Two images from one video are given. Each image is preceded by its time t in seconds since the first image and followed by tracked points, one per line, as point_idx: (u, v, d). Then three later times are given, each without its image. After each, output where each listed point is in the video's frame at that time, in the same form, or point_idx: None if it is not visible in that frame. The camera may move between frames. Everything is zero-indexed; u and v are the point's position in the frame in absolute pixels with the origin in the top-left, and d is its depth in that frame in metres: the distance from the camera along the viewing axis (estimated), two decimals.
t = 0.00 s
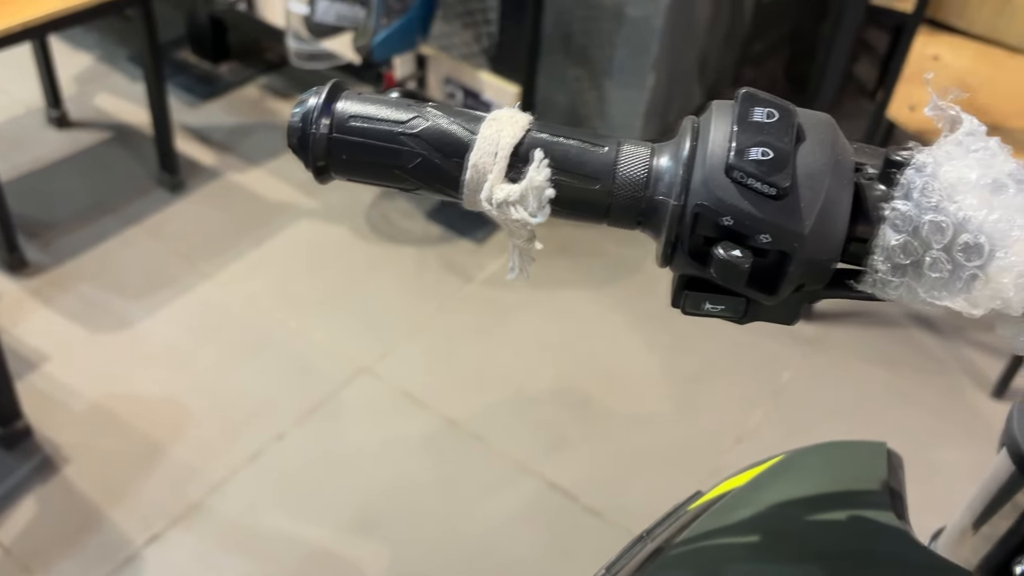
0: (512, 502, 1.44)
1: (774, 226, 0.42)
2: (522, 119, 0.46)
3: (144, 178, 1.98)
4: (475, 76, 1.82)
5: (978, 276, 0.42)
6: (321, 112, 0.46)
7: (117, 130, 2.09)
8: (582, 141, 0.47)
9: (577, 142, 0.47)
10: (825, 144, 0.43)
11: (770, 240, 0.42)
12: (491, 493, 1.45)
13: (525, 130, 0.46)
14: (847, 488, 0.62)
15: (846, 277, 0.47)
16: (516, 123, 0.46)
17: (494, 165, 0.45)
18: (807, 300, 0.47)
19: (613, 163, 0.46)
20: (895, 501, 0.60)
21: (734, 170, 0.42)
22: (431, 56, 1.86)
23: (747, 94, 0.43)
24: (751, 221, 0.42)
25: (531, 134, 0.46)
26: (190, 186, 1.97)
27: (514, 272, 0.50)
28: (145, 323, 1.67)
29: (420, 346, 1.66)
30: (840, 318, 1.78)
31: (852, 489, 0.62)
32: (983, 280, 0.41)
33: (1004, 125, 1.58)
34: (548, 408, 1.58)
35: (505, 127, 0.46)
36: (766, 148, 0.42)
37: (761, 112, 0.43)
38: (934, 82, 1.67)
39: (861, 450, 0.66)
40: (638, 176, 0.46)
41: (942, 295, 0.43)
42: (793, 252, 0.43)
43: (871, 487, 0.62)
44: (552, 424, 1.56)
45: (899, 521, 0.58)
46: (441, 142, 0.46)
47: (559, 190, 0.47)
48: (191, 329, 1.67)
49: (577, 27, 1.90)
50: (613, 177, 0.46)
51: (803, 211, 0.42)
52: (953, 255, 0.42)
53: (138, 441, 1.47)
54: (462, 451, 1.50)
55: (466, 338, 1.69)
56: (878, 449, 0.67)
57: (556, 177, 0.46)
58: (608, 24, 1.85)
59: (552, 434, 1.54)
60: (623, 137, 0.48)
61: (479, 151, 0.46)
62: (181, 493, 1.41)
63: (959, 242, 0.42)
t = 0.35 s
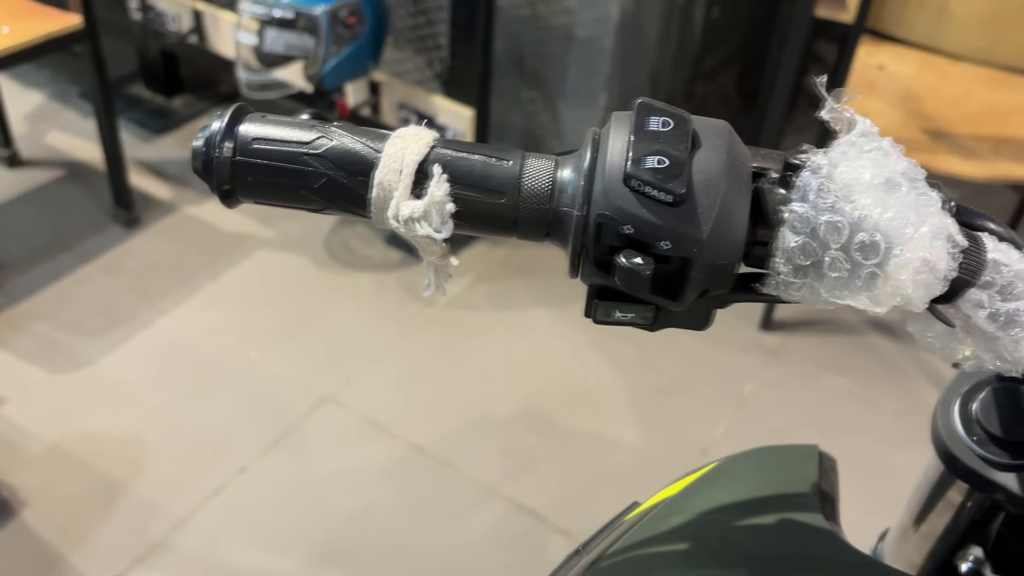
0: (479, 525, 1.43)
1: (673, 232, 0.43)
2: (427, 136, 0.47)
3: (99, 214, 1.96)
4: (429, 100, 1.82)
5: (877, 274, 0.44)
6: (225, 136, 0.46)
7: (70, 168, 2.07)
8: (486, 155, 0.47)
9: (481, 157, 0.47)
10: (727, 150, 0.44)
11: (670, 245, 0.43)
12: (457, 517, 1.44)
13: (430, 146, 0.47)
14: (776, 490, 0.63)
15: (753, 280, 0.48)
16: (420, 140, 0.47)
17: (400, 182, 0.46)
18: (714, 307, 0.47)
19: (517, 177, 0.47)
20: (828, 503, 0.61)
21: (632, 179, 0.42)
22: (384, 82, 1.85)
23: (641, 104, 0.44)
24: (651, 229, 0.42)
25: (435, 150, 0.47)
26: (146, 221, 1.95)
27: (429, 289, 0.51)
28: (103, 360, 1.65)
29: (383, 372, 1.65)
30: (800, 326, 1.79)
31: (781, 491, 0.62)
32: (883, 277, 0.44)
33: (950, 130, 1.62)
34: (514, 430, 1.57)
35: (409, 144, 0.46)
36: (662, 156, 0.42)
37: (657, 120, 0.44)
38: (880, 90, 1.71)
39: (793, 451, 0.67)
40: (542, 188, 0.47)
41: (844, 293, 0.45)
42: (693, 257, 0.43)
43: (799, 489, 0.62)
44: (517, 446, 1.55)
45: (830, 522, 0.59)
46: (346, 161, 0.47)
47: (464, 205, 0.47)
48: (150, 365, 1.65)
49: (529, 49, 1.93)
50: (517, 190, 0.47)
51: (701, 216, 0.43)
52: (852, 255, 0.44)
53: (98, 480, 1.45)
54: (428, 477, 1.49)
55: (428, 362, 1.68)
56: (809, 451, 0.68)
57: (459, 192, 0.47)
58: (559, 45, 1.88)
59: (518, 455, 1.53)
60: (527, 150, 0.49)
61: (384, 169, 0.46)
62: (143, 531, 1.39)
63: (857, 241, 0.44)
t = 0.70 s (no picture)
0: (438, 543, 1.43)
1: (526, 257, 0.40)
2: (288, 168, 0.46)
3: (47, 246, 1.94)
4: (376, 120, 1.82)
5: (722, 289, 0.42)
6: (87, 176, 0.45)
7: (16, 201, 2.04)
8: (346, 185, 0.46)
9: (340, 188, 0.46)
10: (569, 171, 0.41)
11: (524, 271, 0.41)
12: (414, 537, 1.44)
13: (290, 179, 0.46)
14: (672, 499, 0.64)
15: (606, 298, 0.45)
16: (282, 172, 0.46)
17: (260, 215, 0.45)
18: (578, 322, 0.45)
19: (377, 206, 0.45)
20: (718, 512, 0.62)
21: (482, 206, 0.40)
22: (330, 104, 1.86)
23: (490, 130, 0.41)
24: (505, 255, 0.40)
25: (294, 183, 0.46)
26: (95, 252, 1.94)
27: (307, 318, 0.50)
28: (53, 394, 1.63)
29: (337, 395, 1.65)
30: (750, 331, 1.81)
31: (676, 500, 0.63)
32: (726, 291, 0.42)
33: (887, 133, 1.64)
34: (469, 445, 1.58)
35: (270, 177, 0.46)
36: (509, 182, 0.40)
37: (505, 146, 0.41)
38: (819, 95, 1.73)
39: (690, 458, 0.68)
40: (401, 216, 0.45)
41: (692, 310, 0.43)
42: (545, 281, 0.41)
43: (694, 497, 0.63)
44: (473, 462, 1.55)
45: (718, 531, 0.60)
46: (208, 198, 0.46)
47: (326, 236, 0.46)
48: (100, 396, 1.63)
49: (473, 67, 1.95)
50: (378, 220, 0.45)
51: (550, 240, 0.40)
52: (695, 271, 0.42)
53: (49, 516, 1.43)
54: (385, 498, 1.49)
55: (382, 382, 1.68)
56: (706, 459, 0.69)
57: (316, 223, 0.46)
58: (504, 62, 1.90)
59: (474, 470, 1.54)
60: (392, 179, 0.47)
61: (245, 203, 0.45)
62: (96, 566, 1.37)
63: (699, 258, 0.42)
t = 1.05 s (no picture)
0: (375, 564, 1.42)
1: (297, 308, 0.30)
2: (73, 224, 0.35)
3: None
4: (305, 138, 1.83)
5: (497, 334, 0.30)
6: None
7: None
8: (128, 238, 0.35)
9: (123, 240, 0.34)
10: (344, 214, 0.30)
11: (298, 324, 0.30)
12: (352, 558, 1.43)
13: (71, 236, 0.35)
14: (503, 531, 0.49)
15: (381, 362, 0.33)
16: (64, 227, 0.35)
17: (40, 274, 0.34)
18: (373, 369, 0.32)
19: (159, 259, 0.34)
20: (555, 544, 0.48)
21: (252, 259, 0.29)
22: (259, 124, 1.86)
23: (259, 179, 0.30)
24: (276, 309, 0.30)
25: (75, 240, 0.35)
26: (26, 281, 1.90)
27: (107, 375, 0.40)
28: None
29: (273, 420, 1.63)
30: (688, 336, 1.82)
31: (508, 533, 0.48)
32: (501, 339, 0.31)
33: (808, 135, 1.67)
34: (407, 464, 1.57)
35: (51, 235, 0.35)
36: (280, 235, 0.29)
37: (278, 196, 0.30)
38: (743, 101, 1.73)
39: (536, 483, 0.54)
40: (181, 268, 0.33)
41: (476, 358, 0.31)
42: (313, 337, 0.30)
43: (529, 529, 0.48)
44: (411, 480, 1.55)
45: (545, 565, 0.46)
46: None
47: (104, 297, 0.35)
48: (32, 429, 1.61)
49: (404, 82, 1.93)
50: (161, 273, 0.34)
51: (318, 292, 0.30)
52: (470, 317, 0.30)
53: None
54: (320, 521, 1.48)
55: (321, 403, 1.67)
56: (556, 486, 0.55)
57: (93, 282, 0.34)
58: (433, 77, 1.90)
59: (412, 488, 1.53)
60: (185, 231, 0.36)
61: (25, 260, 0.34)
62: None
63: (471, 302, 0.30)
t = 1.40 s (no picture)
0: None
1: (34, 364, 0.29)
2: None
3: None
4: (230, 149, 1.79)
5: (248, 384, 0.29)
6: None
7: None
8: None
9: None
10: (84, 262, 0.30)
11: (36, 381, 0.29)
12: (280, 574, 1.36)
13: None
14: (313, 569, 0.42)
15: (151, 408, 0.32)
16: None
17: None
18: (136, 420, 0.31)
19: None
20: None
21: None
22: (184, 136, 1.84)
23: None
24: (8, 365, 0.29)
25: None
26: None
27: None
28: None
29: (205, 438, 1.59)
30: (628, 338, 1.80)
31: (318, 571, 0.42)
32: (251, 388, 0.30)
33: (732, 135, 1.66)
34: (340, 477, 1.51)
35: None
36: (8, 289, 0.28)
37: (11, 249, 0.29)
38: (670, 102, 1.74)
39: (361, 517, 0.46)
40: None
41: (230, 409, 0.30)
42: (58, 392, 0.29)
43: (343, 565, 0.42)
44: (344, 490, 1.51)
45: None
46: None
47: None
48: None
49: (332, 89, 1.90)
50: None
51: (53, 346, 0.29)
52: (217, 367, 0.29)
53: None
54: (253, 537, 1.41)
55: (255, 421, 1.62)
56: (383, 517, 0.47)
57: None
58: (360, 84, 1.86)
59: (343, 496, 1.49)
60: None
61: None
62: None
63: (216, 352, 0.29)
